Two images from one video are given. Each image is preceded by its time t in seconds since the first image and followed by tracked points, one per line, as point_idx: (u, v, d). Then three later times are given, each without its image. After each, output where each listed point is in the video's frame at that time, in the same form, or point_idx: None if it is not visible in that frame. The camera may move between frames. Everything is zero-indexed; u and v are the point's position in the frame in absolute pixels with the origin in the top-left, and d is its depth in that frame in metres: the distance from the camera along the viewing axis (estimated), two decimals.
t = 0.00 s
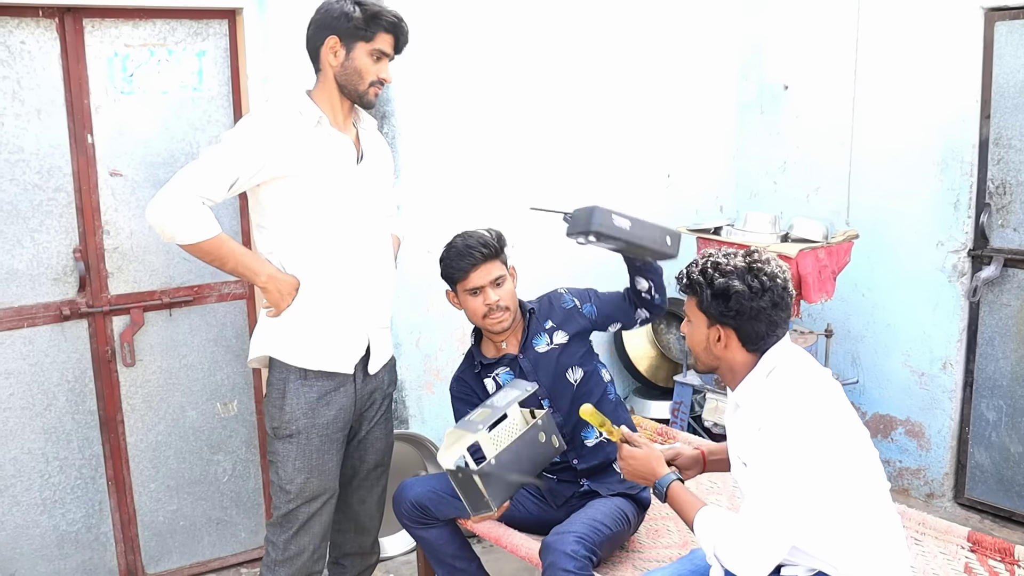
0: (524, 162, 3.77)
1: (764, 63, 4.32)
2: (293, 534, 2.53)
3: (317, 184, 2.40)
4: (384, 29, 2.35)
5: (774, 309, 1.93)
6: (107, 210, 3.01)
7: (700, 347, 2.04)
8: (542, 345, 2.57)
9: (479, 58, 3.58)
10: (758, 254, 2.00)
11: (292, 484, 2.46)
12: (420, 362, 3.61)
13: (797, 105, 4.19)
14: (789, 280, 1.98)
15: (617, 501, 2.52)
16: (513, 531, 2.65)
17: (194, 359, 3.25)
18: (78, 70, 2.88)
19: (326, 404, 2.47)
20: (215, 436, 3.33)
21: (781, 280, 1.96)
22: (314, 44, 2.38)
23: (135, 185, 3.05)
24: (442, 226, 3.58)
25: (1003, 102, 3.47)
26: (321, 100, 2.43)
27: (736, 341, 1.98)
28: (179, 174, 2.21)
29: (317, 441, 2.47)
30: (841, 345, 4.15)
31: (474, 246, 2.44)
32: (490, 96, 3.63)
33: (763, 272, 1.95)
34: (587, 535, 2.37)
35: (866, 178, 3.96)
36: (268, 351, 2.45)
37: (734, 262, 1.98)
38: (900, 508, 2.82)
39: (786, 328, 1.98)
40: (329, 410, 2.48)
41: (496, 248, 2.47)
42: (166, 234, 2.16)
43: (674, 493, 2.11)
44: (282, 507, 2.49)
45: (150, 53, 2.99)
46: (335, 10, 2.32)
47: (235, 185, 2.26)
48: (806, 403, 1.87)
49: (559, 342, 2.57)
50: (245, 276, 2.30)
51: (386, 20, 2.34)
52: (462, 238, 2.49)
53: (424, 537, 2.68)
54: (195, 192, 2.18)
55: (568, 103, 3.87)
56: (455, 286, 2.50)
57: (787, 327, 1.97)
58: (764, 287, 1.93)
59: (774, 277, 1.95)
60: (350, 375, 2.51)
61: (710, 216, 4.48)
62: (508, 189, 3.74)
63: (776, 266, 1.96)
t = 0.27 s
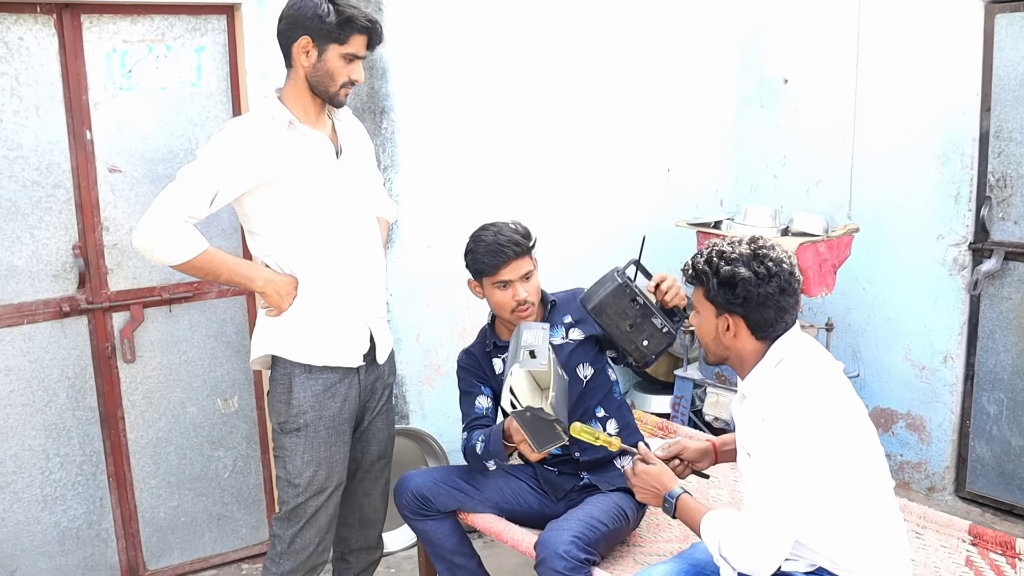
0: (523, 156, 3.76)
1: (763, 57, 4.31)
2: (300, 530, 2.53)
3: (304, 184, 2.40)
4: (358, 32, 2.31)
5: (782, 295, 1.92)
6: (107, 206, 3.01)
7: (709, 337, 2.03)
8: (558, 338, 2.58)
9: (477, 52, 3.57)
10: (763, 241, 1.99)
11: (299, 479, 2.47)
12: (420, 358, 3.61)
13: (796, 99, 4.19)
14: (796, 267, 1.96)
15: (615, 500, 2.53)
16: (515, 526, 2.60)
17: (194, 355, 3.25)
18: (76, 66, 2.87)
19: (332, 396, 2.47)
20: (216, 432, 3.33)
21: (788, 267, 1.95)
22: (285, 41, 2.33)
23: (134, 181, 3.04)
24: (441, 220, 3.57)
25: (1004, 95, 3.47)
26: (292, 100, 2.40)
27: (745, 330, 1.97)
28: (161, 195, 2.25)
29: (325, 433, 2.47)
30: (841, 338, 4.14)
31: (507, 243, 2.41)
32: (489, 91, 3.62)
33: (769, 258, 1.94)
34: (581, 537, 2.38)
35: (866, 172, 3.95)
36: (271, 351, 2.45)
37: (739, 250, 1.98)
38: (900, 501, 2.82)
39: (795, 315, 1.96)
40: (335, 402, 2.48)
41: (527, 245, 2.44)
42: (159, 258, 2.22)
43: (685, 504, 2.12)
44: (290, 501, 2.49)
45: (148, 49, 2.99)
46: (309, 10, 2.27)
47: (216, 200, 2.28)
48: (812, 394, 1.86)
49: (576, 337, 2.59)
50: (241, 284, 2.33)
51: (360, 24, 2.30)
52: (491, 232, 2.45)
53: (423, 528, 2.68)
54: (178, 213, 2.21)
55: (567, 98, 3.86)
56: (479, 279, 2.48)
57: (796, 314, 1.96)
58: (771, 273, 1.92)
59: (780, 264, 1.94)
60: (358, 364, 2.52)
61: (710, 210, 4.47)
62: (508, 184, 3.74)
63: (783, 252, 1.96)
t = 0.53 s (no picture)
0: (522, 153, 3.76)
1: (762, 53, 4.31)
2: (279, 518, 2.52)
3: (279, 188, 2.40)
4: (330, 38, 2.28)
5: (784, 290, 1.91)
6: (104, 204, 3.00)
7: (714, 331, 2.04)
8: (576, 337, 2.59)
9: (475, 49, 3.56)
10: (768, 235, 1.98)
11: (279, 474, 2.46)
12: (419, 355, 3.60)
13: (795, 96, 4.19)
14: (801, 261, 1.95)
15: (617, 498, 2.53)
16: (513, 523, 2.61)
17: (192, 353, 3.24)
18: (73, 63, 2.86)
19: (309, 393, 2.48)
20: (215, 430, 3.33)
21: (792, 262, 1.93)
22: (258, 39, 2.31)
23: (132, 179, 3.03)
24: (440, 218, 3.57)
25: (1002, 91, 3.47)
26: (261, 100, 2.39)
27: (749, 324, 1.97)
28: (127, 202, 2.20)
29: (303, 430, 2.47)
30: (840, 334, 4.15)
31: (541, 229, 2.44)
32: (487, 88, 3.62)
33: (772, 252, 1.93)
34: (581, 534, 2.37)
35: (865, 168, 3.95)
36: (243, 348, 2.43)
37: (742, 244, 1.97)
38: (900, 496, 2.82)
39: (801, 309, 1.95)
40: (312, 398, 2.48)
41: (559, 233, 2.47)
42: (132, 267, 2.18)
43: (679, 491, 2.12)
44: (270, 496, 2.48)
45: (145, 46, 2.98)
46: (282, 11, 2.24)
47: (187, 205, 2.26)
48: (820, 387, 1.87)
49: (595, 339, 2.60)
50: (215, 289, 2.31)
51: (332, 31, 2.27)
52: (524, 221, 2.47)
53: (423, 523, 2.68)
54: (151, 219, 2.19)
55: (565, 95, 3.85)
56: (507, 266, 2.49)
57: (802, 308, 1.95)
58: (772, 267, 1.91)
59: (783, 258, 1.93)
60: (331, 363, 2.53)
61: (709, 206, 4.47)
62: (506, 180, 3.73)
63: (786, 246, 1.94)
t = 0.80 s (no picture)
0: (518, 153, 3.76)
1: (757, 52, 4.31)
2: (240, 509, 2.52)
3: (256, 188, 2.40)
4: (292, 44, 2.26)
5: (793, 279, 1.92)
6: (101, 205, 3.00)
7: (722, 331, 2.02)
8: (581, 335, 2.59)
9: (471, 49, 3.57)
10: (767, 228, 2.00)
11: (237, 468, 2.46)
12: (416, 355, 3.60)
13: (790, 94, 4.20)
14: (802, 252, 1.97)
15: (617, 501, 2.53)
16: (511, 523, 2.61)
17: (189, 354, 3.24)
18: (69, 64, 2.86)
19: (271, 391, 2.47)
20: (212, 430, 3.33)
21: (795, 252, 1.95)
22: (223, 44, 2.29)
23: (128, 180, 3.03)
24: (436, 218, 3.57)
25: (996, 88, 3.47)
26: (228, 105, 2.39)
27: (759, 318, 1.96)
28: (99, 207, 2.22)
29: (263, 427, 2.46)
30: (837, 332, 4.16)
31: (522, 254, 2.38)
32: (482, 88, 3.62)
33: (776, 243, 1.95)
34: (583, 538, 2.37)
35: (860, 166, 3.96)
36: (211, 346, 2.42)
37: (744, 239, 1.98)
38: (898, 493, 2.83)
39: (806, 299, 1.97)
40: (274, 396, 2.47)
41: (542, 250, 2.40)
42: (100, 276, 2.21)
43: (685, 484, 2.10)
44: (225, 488, 2.48)
45: (141, 47, 2.98)
46: (244, 16, 2.22)
47: (155, 211, 2.27)
48: (826, 382, 1.88)
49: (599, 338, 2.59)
50: (184, 295, 2.33)
51: (293, 36, 2.25)
52: (508, 240, 2.40)
53: (423, 525, 2.66)
54: (118, 227, 2.21)
55: (561, 95, 3.86)
56: (496, 282, 2.47)
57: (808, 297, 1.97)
58: (779, 257, 1.92)
59: (787, 248, 1.94)
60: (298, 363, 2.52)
61: (705, 205, 4.48)
62: (503, 180, 3.74)
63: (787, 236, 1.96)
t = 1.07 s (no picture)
0: (516, 154, 3.77)
1: (754, 52, 4.32)
2: (241, 512, 2.52)
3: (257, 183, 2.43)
4: (294, 40, 2.27)
5: (793, 270, 1.94)
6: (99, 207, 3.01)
7: (728, 332, 2.01)
8: (580, 338, 2.60)
9: (469, 50, 3.57)
10: (758, 225, 2.02)
11: (236, 471, 2.45)
12: (414, 356, 3.60)
13: (788, 95, 4.20)
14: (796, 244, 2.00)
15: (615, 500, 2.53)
16: (509, 523, 2.61)
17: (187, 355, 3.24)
18: (66, 66, 2.87)
19: (268, 394, 2.46)
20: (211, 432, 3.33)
21: (790, 244, 1.98)
22: (229, 41, 2.32)
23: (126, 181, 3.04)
24: (434, 219, 3.57)
25: (993, 89, 3.48)
26: (233, 102, 2.41)
27: (765, 313, 1.97)
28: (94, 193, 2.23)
29: (261, 429, 2.46)
30: (835, 333, 4.16)
31: (525, 246, 2.39)
32: (480, 89, 3.63)
33: (771, 238, 1.97)
34: (578, 532, 2.38)
35: (858, 167, 3.97)
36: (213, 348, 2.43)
37: (739, 238, 1.99)
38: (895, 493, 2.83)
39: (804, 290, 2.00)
40: (271, 399, 2.47)
41: (545, 244, 2.41)
42: (88, 260, 2.21)
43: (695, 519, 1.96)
44: (225, 490, 2.48)
45: (138, 49, 2.99)
46: (247, 13, 2.24)
47: (149, 203, 2.27)
48: (825, 379, 1.88)
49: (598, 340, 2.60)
50: (172, 290, 2.34)
51: (295, 32, 2.26)
52: (511, 233, 2.42)
53: (422, 528, 2.65)
54: (110, 214, 2.21)
55: (559, 95, 3.86)
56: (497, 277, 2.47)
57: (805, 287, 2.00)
58: (777, 251, 1.94)
59: (783, 242, 1.97)
60: (295, 366, 2.52)
61: (703, 206, 4.48)
62: (501, 181, 3.74)
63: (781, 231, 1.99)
